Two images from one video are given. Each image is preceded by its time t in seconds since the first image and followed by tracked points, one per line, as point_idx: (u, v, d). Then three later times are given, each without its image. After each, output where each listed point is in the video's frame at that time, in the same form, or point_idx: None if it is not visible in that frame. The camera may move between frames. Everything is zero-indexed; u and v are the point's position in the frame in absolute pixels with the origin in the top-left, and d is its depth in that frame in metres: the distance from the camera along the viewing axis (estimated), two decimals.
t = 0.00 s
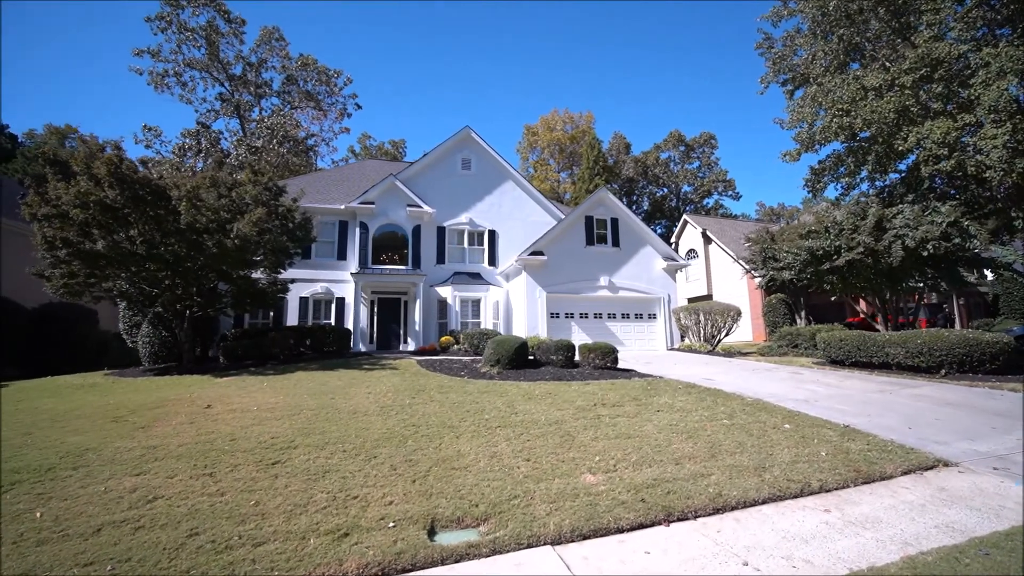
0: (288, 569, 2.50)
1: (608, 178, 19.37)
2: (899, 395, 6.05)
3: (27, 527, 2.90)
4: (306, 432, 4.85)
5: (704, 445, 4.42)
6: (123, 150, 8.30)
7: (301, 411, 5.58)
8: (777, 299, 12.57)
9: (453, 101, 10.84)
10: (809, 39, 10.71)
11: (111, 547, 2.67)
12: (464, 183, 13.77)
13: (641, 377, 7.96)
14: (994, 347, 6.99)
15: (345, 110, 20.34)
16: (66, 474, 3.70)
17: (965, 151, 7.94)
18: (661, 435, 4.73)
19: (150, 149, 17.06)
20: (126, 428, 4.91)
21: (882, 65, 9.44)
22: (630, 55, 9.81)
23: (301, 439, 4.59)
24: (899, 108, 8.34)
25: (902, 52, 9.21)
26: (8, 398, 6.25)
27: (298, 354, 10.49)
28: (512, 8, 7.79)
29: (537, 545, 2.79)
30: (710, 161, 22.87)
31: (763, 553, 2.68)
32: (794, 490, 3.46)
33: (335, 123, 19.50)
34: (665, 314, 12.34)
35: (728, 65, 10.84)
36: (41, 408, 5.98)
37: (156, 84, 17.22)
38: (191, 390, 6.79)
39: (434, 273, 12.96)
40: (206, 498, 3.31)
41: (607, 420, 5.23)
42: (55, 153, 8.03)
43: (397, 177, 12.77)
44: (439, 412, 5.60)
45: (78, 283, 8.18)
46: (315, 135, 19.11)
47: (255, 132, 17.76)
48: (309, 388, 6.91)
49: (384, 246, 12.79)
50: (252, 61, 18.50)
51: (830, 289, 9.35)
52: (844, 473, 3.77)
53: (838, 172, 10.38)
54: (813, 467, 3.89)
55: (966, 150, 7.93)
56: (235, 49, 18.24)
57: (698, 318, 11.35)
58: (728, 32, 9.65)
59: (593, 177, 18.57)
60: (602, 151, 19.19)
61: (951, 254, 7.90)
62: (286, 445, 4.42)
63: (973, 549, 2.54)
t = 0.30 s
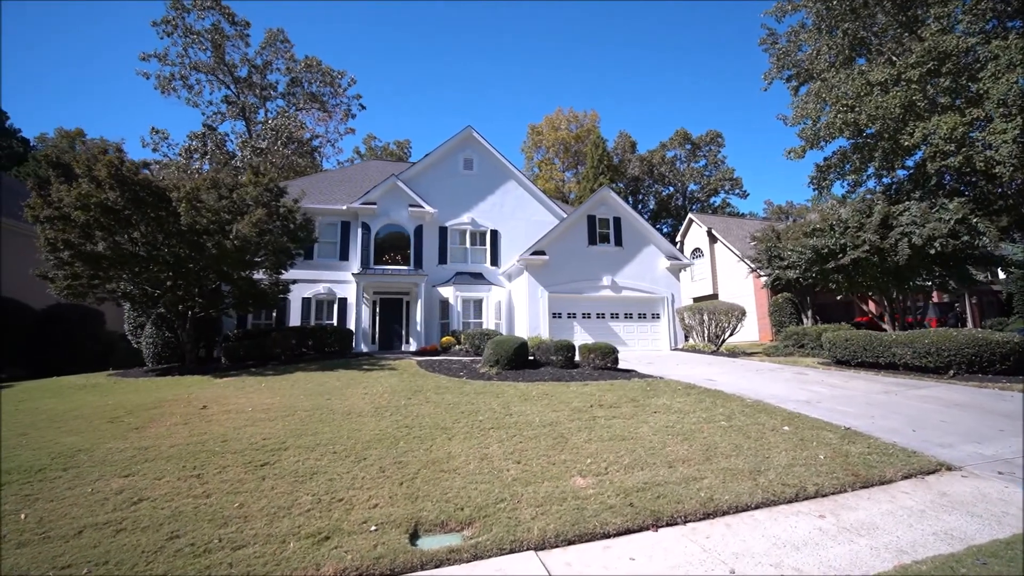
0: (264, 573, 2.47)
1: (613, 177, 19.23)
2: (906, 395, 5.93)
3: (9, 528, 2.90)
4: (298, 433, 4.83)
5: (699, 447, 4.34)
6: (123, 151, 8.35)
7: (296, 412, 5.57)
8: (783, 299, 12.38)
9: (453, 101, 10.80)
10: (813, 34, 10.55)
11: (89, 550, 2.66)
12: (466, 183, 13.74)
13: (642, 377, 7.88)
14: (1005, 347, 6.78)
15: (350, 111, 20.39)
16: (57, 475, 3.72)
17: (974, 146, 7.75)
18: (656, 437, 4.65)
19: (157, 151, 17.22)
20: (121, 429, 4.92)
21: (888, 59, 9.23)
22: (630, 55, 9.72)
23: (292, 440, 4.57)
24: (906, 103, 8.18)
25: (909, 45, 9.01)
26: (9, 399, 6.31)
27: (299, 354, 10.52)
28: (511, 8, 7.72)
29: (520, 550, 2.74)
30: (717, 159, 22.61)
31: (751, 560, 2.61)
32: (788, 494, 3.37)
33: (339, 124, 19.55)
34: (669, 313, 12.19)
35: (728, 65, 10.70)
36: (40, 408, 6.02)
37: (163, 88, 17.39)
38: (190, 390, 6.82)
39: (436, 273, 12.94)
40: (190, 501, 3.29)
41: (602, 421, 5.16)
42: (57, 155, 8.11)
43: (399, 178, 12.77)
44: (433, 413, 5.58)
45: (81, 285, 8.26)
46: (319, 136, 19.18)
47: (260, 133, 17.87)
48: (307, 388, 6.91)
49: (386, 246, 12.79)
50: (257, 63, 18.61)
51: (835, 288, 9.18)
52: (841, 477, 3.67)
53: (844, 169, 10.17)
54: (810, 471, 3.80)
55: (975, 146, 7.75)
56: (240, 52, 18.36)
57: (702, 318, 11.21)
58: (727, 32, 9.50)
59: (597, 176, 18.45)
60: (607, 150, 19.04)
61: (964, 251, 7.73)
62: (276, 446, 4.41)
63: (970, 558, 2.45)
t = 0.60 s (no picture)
0: None
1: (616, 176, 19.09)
2: (910, 395, 5.83)
3: None
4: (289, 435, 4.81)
5: (693, 450, 4.26)
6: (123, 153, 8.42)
7: (289, 412, 5.55)
8: (788, 298, 12.22)
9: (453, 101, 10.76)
10: (817, 29, 10.38)
11: (66, 552, 2.64)
12: (467, 183, 13.70)
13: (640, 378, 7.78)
14: (1014, 347, 6.63)
15: (353, 112, 20.40)
16: (44, 476, 3.71)
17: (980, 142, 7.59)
18: (650, 439, 4.57)
19: (163, 153, 17.34)
20: (115, 429, 4.93)
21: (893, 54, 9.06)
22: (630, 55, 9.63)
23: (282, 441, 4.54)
24: (911, 99, 8.02)
25: (914, 40, 8.83)
26: (9, 399, 6.35)
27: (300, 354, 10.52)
28: (509, 8, 7.66)
29: (501, 555, 2.69)
30: (723, 158, 22.37)
31: (737, 567, 2.53)
32: (781, 499, 3.29)
33: (343, 125, 19.58)
34: (672, 313, 12.06)
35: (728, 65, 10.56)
36: (38, 408, 6.05)
37: (168, 90, 17.51)
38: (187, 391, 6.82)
39: (437, 273, 12.92)
40: (173, 503, 3.27)
41: (596, 423, 5.08)
42: (57, 157, 8.17)
43: (399, 178, 12.74)
44: (427, 414, 5.55)
45: (82, 286, 8.30)
46: (323, 137, 19.23)
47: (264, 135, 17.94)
48: (303, 389, 6.90)
49: (387, 247, 12.79)
50: (262, 65, 18.69)
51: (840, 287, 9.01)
52: (837, 481, 3.58)
53: (849, 166, 9.97)
54: (805, 474, 3.71)
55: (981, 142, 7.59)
56: (245, 54, 18.44)
57: (705, 317, 11.07)
58: (728, 32, 9.36)
59: (601, 175, 18.33)
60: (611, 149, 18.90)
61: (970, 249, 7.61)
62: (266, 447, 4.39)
63: (964, 568, 2.36)
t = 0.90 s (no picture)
0: None
1: (620, 175, 18.99)
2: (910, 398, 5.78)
3: None
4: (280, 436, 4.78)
5: (686, 452, 4.18)
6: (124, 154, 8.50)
7: (283, 413, 5.54)
8: (793, 298, 12.07)
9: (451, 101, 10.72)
10: (821, 24, 10.19)
11: (42, 554, 2.62)
12: (468, 182, 13.65)
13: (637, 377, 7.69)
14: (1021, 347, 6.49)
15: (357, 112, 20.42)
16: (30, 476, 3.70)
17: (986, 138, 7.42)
18: (643, 441, 4.50)
19: (168, 155, 17.45)
20: (107, 428, 4.94)
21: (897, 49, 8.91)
22: (630, 54, 9.50)
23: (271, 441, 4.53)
24: (915, 95, 7.88)
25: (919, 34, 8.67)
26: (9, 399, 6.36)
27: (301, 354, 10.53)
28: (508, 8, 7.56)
29: (481, 559, 2.63)
30: (729, 156, 22.15)
31: (721, 573, 2.47)
32: (772, 503, 3.21)
33: (347, 125, 19.60)
34: (675, 313, 11.94)
35: (728, 64, 10.43)
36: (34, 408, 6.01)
37: (172, 92, 17.62)
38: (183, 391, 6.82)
39: (438, 272, 12.91)
40: (156, 504, 3.25)
41: (590, 424, 5.02)
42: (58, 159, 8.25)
43: (400, 179, 12.71)
44: (420, 414, 5.52)
45: (83, 286, 8.35)
46: (327, 137, 19.27)
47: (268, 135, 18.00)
48: (299, 389, 6.88)
49: (388, 246, 12.78)
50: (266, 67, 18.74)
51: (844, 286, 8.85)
52: (831, 485, 3.49)
53: (854, 164, 9.76)
54: (800, 477, 3.62)
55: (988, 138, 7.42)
56: (249, 55, 18.51)
57: (708, 317, 10.93)
58: (728, 32, 9.22)
59: (604, 174, 18.20)
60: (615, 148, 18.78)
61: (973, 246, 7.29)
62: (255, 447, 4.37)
63: None
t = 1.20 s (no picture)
0: None
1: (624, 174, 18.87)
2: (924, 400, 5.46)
3: None
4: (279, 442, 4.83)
5: (680, 455, 4.11)
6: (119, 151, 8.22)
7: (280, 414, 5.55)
8: (797, 297, 11.91)
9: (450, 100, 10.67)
10: (823, 18, 9.71)
11: (19, 555, 2.63)
12: (470, 182, 13.60)
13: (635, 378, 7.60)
14: None
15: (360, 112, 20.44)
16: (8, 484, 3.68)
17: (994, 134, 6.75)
18: (638, 443, 4.43)
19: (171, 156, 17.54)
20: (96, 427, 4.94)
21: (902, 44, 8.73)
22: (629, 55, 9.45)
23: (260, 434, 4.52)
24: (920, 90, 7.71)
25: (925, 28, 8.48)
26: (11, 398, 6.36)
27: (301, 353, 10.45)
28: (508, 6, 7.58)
29: (459, 564, 2.60)
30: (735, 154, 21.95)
31: None
32: (763, 507, 3.14)
33: (350, 125, 19.62)
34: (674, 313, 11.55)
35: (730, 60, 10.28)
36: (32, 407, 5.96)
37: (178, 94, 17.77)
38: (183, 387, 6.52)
39: (438, 272, 12.91)
40: (139, 505, 3.26)
41: (583, 425, 4.96)
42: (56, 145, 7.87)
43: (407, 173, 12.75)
44: (414, 415, 5.48)
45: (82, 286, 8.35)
46: (330, 137, 19.30)
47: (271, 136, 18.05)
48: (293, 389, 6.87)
49: (388, 246, 12.79)
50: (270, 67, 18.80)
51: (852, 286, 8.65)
52: (825, 488, 3.42)
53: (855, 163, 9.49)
54: (793, 480, 3.56)
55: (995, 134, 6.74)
56: (253, 57, 18.58)
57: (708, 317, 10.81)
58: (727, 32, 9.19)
59: (607, 173, 18.15)
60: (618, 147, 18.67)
61: (977, 251, 6.01)
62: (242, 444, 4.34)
63: None
